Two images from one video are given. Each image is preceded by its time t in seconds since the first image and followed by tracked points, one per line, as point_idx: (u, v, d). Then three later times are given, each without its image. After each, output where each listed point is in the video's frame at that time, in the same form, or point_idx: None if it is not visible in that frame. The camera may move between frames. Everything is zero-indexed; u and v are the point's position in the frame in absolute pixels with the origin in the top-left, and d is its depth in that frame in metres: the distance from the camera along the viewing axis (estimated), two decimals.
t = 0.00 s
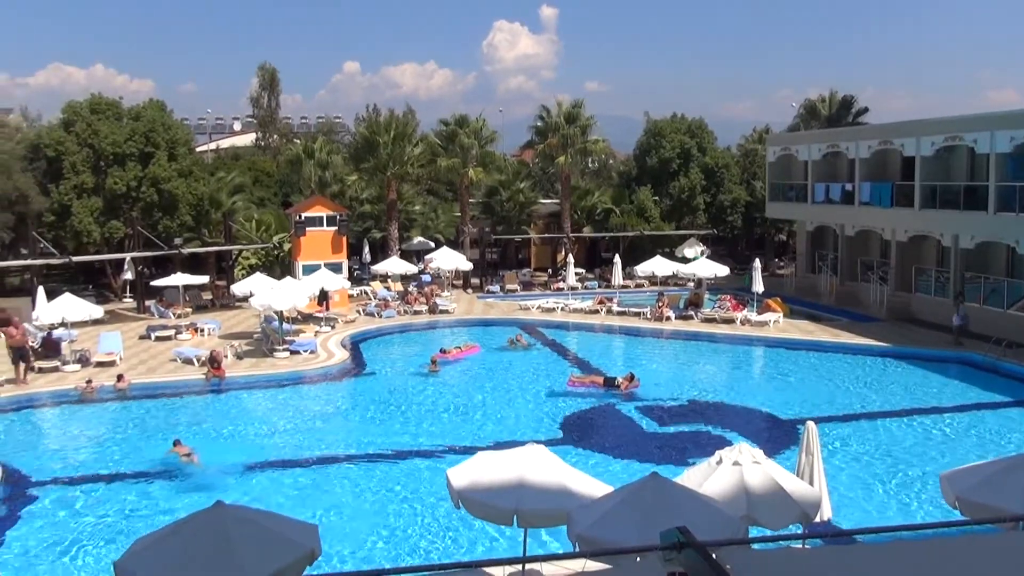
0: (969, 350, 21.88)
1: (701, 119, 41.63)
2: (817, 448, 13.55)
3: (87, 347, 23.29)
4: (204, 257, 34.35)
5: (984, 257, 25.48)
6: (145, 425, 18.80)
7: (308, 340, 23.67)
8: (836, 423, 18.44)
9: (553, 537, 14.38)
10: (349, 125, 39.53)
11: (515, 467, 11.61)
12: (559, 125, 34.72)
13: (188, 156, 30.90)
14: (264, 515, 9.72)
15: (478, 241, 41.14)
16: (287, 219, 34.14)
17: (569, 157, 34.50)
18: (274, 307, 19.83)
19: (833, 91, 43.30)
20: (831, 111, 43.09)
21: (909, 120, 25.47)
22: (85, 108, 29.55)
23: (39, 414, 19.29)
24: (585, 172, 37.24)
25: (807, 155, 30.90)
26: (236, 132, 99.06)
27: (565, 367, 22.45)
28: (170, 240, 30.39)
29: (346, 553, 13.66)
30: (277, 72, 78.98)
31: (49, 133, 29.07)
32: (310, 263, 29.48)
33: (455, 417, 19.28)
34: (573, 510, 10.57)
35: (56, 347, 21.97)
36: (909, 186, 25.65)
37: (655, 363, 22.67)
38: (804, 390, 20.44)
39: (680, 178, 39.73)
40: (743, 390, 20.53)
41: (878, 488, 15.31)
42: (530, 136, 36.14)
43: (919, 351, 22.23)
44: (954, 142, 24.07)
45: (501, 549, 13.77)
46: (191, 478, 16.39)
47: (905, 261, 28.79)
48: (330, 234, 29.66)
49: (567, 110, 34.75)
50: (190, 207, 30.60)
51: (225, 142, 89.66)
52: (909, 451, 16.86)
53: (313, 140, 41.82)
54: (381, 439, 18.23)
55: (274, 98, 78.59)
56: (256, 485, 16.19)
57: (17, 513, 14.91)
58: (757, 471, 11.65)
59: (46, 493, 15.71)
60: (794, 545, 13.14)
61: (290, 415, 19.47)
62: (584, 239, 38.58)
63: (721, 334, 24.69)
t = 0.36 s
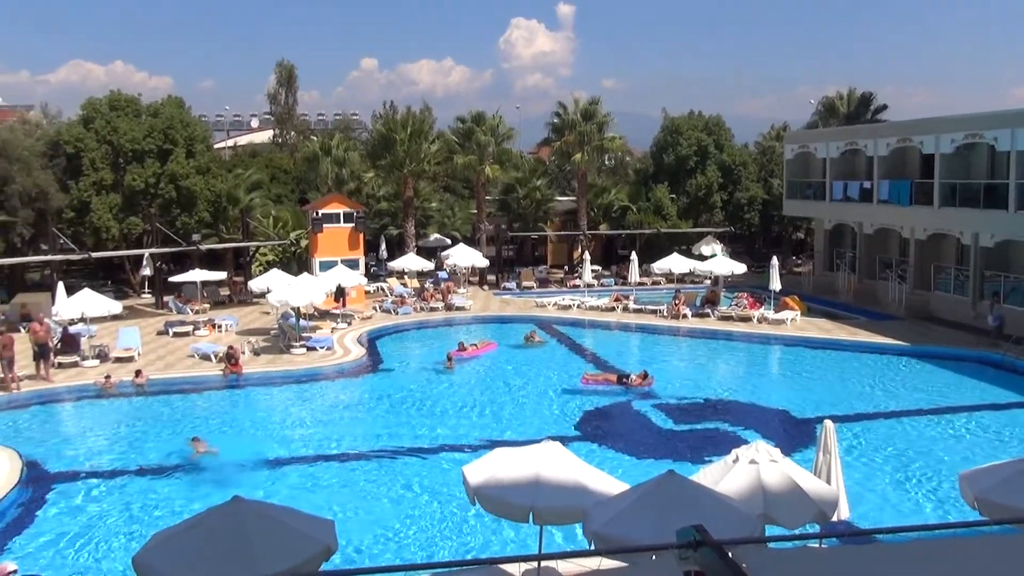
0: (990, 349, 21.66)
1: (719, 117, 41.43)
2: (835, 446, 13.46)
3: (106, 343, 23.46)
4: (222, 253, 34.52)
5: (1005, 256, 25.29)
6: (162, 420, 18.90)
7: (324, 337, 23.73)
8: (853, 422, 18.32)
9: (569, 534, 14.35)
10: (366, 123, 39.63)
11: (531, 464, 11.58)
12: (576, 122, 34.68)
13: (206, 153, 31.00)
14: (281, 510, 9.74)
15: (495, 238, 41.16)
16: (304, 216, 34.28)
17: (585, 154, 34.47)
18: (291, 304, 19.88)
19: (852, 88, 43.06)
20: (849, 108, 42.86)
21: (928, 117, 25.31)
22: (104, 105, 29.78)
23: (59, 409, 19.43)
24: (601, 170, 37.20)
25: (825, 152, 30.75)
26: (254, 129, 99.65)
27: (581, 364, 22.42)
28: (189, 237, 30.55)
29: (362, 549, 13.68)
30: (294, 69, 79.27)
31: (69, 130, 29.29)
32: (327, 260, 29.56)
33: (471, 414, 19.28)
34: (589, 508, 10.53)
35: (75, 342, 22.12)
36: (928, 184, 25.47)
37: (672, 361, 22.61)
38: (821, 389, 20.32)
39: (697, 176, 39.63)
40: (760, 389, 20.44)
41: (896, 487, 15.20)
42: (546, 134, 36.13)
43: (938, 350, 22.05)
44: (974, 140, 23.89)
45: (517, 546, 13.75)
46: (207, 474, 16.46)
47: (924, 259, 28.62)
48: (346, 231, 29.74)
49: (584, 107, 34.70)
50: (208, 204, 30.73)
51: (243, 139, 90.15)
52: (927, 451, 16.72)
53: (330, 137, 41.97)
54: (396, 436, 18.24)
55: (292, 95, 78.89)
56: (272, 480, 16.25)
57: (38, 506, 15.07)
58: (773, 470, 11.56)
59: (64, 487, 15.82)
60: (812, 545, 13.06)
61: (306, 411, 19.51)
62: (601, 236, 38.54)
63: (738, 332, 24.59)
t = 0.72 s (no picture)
0: (1010, 350, 21.48)
1: (736, 114, 41.26)
2: (852, 446, 13.38)
3: (124, 338, 23.63)
4: (239, 249, 34.69)
5: None
6: (179, 415, 19.02)
7: (341, 333, 23.83)
8: (870, 422, 18.23)
9: (584, 532, 14.34)
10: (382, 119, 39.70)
11: (548, 461, 11.57)
12: (593, 120, 34.64)
13: (223, 150, 30.98)
14: (298, 506, 9.78)
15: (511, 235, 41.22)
16: (321, 213, 34.46)
17: (602, 152, 34.40)
18: (308, 300, 19.96)
19: (870, 86, 42.82)
20: (868, 105, 42.60)
21: (948, 115, 25.13)
22: (123, 101, 29.97)
23: (78, 404, 19.59)
24: (618, 167, 37.16)
25: (843, 150, 30.60)
26: (271, 125, 100.00)
27: (597, 361, 22.42)
28: (207, 233, 30.73)
29: (378, 545, 13.73)
30: (312, 66, 79.41)
31: (88, 126, 29.50)
32: (343, 256, 29.64)
33: (488, 411, 19.30)
34: (605, 505, 10.52)
35: (94, 337, 22.29)
36: (948, 182, 25.29)
37: (688, 359, 22.55)
38: (839, 389, 20.21)
39: (715, 174, 39.53)
40: (778, 387, 20.37)
41: (913, 488, 15.11)
42: (563, 131, 36.12)
43: (957, 350, 21.90)
44: (995, 138, 23.69)
45: (533, 543, 13.76)
46: (223, 469, 16.55)
47: (944, 258, 28.44)
48: (363, 227, 29.81)
49: (601, 104, 34.65)
50: (226, 200, 30.88)
51: (261, 135, 90.57)
52: (946, 451, 16.62)
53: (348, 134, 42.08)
54: (412, 433, 18.26)
55: (309, 91, 79.02)
56: (288, 476, 16.31)
57: (56, 501, 15.14)
58: (791, 469, 11.50)
59: (82, 481, 15.95)
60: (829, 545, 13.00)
61: (323, 407, 19.59)
62: (617, 234, 38.49)
63: (754, 330, 24.51)
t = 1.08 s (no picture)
0: None
1: (753, 113, 41.10)
2: (869, 446, 13.28)
3: (142, 335, 23.78)
4: (256, 248, 34.85)
5: None
6: (195, 412, 19.11)
7: (357, 331, 23.91)
8: (888, 423, 18.11)
9: (600, 532, 14.32)
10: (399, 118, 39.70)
11: (563, 460, 11.55)
12: (609, 118, 34.59)
13: (241, 149, 31.21)
14: (313, 503, 9.81)
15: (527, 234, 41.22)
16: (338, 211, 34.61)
17: (618, 150, 34.33)
18: (325, 299, 20.04)
19: (889, 84, 42.57)
20: (887, 104, 42.34)
21: (968, 114, 24.94)
22: (142, 100, 30.16)
23: (96, 401, 19.71)
24: (634, 166, 37.10)
25: (861, 149, 30.43)
26: (289, 125, 100.37)
27: (613, 361, 22.39)
28: (224, 231, 30.88)
29: (394, 543, 13.75)
30: (329, 66, 79.61)
31: (108, 125, 29.70)
32: (359, 255, 29.71)
33: (503, 409, 19.31)
34: (621, 505, 10.49)
35: (112, 334, 22.41)
36: (967, 181, 25.10)
37: (703, 359, 22.48)
38: (856, 389, 20.10)
39: (731, 173, 39.41)
40: (795, 387, 20.28)
41: (931, 489, 15.00)
42: (580, 130, 36.10)
43: (976, 351, 21.74)
44: (1015, 137, 23.50)
45: (548, 542, 13.76)
46: (239, 466, 16.62)
47: (963, 258, 28.25)
48: (380, 226, 29.89)
49: (617, 103, 34.58)
50: (243, 198, 31.06)
51: (278, 135, 91.00)
52: (964, 452, 16.49)
53: (364, 132, 42.20)
54: (427, 431, 18.29)
55: (326, 90, 79.17)
56: (303, 473, 16.36)
57: (74, 499, 15.18)
58: (807, 470, 11.43)
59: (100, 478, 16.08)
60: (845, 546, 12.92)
61: (338, 405, 19.65)
62: (633, 233, 38.42)
63: (771, 330, 24.41)
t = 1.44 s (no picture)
0: None
1: (770, 112, 40.97)
2: (885, 447, 13.15)
3: (159, 332, 23.91)
4: (272, 246, 34.99)
5: None
6: (211, 409, 19.20)
7: (372, 329, 23.97)
8: (905, 424, 18.00)
9: (614, 531, 14.31)
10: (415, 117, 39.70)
11: (578, 459, 11.53)
12: (625, 118, 34.49)
13: (257, 147, 31.36)
14: (328, 500, 9.85)
15: (543, 233, 41.24)
16: (354, 209, 34.75)
17: (634, 150, 34.25)
18: (340, 296, 20.08)
19: (907, 84, 42.30)
20: (905, 104, 42.10)
21: (988, 114, 24.75)
22: (160, 99, 30.32)
23: (114, 397, 19.85)
24: (651, 165, 37.04)
25: (879, 149, 30.27)
26: (305, 123, 100.75)
27: (628, 360, 22.37)
28: (241, 229, 31.02)
29: (408, 541, 13.78)
30: (346, 64, 79.77)
31: (126, 123, 29.89)
32: (375, 253, 29.77)
33: (518, 408, 19.32)
34: (635, 505, 10.47)
35: (129, 331, 22.56)
36: (987, 181, 24.91)
37: (719, 359, 22.40)
38: (871, 390, 19.98)
39: (748, 172, 39.30)
40: (811, 388, 20.20)
41: (948, 491, 14.90)
42: (596, 129, 36.06)
43: (994, 352, 21.58)
44: None
45: (562, 541, 13.76)
46: (254, 463, 16.69)
47: (981, 259, 28.07)
48: (396, 224, 29.95)
49: (633, 102, 34.47)
50: (260, 196, 31.18)
51: (295, 133, 91.46)
52: (982, 454, 16.37)
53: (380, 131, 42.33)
54: (442, 429, 18.33)
55: (343, 89, 79.33)
56: (317, 470, 16.41)
57: (93, 493, 15.34)
58: (825, 472, 11.35)
59: (118, 472, 16.22)
60: (861, 547, 12.83)
61: (353, 402, 19.71)
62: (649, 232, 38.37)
63: (787, 330, 24.31)
